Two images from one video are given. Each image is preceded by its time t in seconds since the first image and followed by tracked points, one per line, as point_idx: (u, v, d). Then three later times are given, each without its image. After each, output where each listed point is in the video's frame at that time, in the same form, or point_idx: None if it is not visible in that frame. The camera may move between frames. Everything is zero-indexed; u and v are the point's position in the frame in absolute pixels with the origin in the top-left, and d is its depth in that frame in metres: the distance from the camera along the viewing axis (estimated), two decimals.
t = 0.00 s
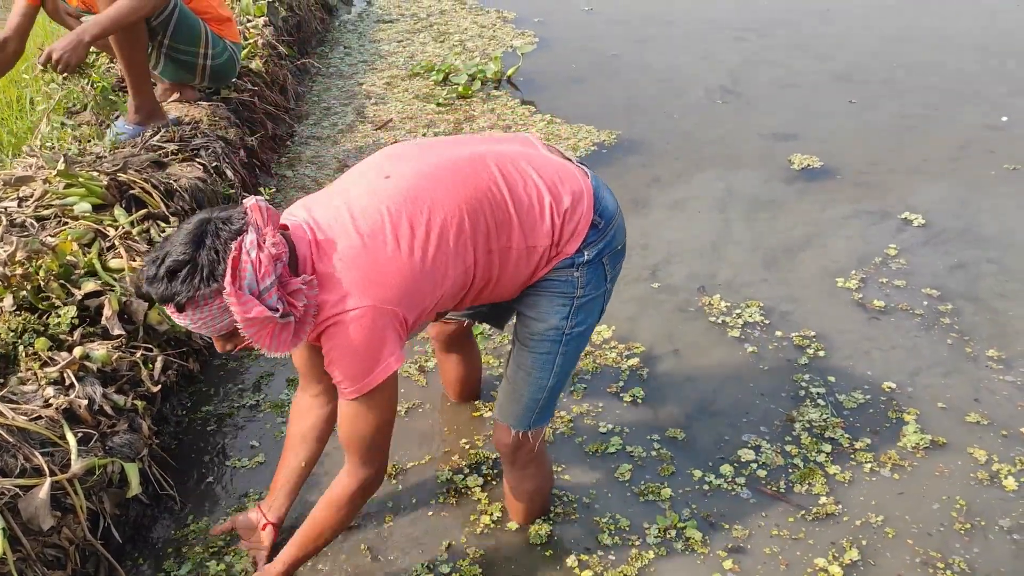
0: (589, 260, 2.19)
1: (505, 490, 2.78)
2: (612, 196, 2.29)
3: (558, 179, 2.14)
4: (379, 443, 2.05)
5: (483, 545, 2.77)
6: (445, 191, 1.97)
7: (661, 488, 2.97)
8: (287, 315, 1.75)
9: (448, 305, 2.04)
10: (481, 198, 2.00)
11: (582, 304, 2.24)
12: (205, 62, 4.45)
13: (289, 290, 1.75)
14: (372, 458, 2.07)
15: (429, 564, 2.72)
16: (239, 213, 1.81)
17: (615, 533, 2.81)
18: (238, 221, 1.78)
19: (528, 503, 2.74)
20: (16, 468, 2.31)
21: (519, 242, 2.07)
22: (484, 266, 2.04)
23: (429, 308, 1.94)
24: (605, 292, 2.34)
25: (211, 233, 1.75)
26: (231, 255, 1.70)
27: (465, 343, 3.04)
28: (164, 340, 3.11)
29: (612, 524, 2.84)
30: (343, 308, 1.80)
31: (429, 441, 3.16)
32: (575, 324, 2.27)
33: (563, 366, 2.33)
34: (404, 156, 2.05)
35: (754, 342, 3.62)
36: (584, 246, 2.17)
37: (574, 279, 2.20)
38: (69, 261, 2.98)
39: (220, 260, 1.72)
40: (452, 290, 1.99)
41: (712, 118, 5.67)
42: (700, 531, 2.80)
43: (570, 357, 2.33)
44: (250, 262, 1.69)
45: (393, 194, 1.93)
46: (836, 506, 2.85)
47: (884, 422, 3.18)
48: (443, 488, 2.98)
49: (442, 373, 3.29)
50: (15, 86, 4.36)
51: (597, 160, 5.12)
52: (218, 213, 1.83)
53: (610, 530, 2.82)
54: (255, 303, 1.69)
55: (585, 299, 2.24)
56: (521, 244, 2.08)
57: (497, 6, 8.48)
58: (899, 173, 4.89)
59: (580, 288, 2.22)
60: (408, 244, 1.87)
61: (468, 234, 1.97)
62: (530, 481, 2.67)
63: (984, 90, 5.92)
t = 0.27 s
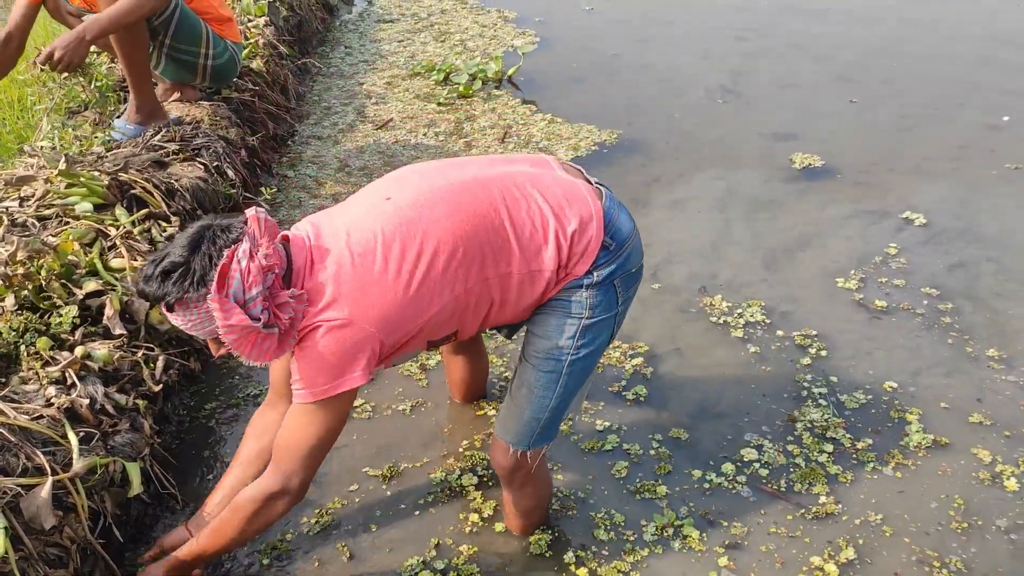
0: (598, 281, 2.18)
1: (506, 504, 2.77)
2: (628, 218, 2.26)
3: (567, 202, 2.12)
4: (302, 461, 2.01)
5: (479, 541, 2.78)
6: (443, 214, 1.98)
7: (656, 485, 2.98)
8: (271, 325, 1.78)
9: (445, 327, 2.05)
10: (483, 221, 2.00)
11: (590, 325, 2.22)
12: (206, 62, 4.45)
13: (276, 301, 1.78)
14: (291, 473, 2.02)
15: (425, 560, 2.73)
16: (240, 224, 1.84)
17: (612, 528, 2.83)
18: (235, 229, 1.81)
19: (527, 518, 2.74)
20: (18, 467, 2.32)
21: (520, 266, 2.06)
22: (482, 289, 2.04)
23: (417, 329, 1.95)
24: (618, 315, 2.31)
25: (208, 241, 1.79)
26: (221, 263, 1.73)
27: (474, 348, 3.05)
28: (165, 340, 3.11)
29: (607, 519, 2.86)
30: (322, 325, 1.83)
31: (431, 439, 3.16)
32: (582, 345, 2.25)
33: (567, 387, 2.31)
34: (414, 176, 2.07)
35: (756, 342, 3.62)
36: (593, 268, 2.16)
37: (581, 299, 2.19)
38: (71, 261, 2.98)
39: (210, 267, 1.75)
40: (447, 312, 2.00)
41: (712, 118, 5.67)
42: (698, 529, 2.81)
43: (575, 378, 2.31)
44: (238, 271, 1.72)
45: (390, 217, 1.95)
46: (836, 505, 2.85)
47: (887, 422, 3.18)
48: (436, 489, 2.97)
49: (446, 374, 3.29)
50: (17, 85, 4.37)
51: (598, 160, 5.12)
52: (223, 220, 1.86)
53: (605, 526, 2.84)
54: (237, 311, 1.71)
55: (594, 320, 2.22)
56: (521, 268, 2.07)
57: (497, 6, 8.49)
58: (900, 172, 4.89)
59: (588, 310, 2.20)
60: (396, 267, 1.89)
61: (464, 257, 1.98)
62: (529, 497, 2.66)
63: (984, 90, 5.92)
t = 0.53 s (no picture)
0: (601, 285, 2.18)
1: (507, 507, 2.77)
2: (633, 223, 2.26)
3: (571, 206, 2.12)
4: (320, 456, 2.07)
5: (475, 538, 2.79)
6: (446, 213, 1.98)
7: (652, 483, 2.99)
8: (265, 314, 1.80)
9: (443, 326, 2.05)
10: (484, 221, 2.02)
11: (593, 329, 2.22)
12: (208, 61, 4.45)
13: (272, 291, 1.81)
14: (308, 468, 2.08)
15: (423, 555, 2.73)
16: (243, 214, 1.86)
17: (608, 524, 2.85)
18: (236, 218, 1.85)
19: (528, 522, 2.72)
20: (21, 466, 2.32)
21: (521, 266, 2.07)
22: (481, 289, 2.05)
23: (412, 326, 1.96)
24: (622, 320, 2.31)
25: (210, 228, 1.82)
26: (219, 249, 1.76)
27: (478, 348, 3.04)
28: (168, 340, 3.12)
29: (601, 515, 2.87)
30: (316, 317, 1.85)
31: (434, 439, 3.16)
32: (584, 350, 2.25)
33: (570, 392, 2.30)
34: (420, 174, 2.09)
35: (760, 342, 3.62)
36: (596, 272, 2.16)
37: (584, 303, 2.19)
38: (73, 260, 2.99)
39: (209, 253, 1.77)
40: (444, 311, 2.01)
41: (714, 117, 5.67)
42: (696, 528, 2.82)
43: (578, 383, 2.30)
44: (236, 258, 1.75)
45: (393, 213, 1.96)
46: (837, 505, 2.85)
47: (892, 421, 3.18)
48: (431, 487, 2.97)
49: (449, 373, 3.29)
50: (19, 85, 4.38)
51: (600, 159, 5.12)
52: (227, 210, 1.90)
53: (601, 523, 2.85)
54: (231, 297, 1.74)
55: (597, 324, 2.22)
56: (522, 269, 2.07)
57: (499, 6, 8.49)
58: (901, 172, 4.89)
59: (591, 314, 2.20)
60: (394, 264, 1.90)
61: (464, 256, 1.98)
62: (531, 500, 2.65)
63: (987, 89, 5.91)
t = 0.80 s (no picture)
0: (590, 270, 2.18)
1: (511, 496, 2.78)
2: (622, 205, 2.24)
3: (565, 185, 2.13)
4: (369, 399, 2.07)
5: (471, 536, 2.79)
6: (439, 182, 1.99)
7: (646, 481, 3.00)
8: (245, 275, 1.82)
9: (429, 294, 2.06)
10: (478, 196, 2.01)
11: (583, 314, 2.23)
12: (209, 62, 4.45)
13: (255, 253, 1.82)
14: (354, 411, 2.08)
15: (424, 552, 2.73)
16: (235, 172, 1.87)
17: (604, 521, 2.85)
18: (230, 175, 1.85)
19: (534, 510, 2.73)
20: (24, 466, 2.33)
21: (512, 243, 2.07)
22: (470, 260, 2.05)
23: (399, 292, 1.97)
24: (613, 302, 2.31)
25: (197, 184, 1.83)
26: (205, 209, 1.77)
27: (481, 346, 3.04)
28: (169, 340, 3.13)
29: (594, 513, 2.88)
30: (305, 275, 1.86)
31: (437, 440, 3.15)
32: (576, 335, 2.26)
33: (564, 376, 2.33)
34: (415, 143, 2.08)
35: (764, 343, 3.61)
36: (585, 256, 2.16)
37: (573, 288, 2.19)
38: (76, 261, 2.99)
39: (194, 211, 1.80)
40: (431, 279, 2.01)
41: (716, 117, 5.67)
42: (692, 527, 2.82)
43: (572, 367, 2.32)
44: (220, 218, 1.76)
45: (387, 178, 1.97)
46: (836, 507, 2.84)
47: (898, 421, 3.18)
48: (426, 489, 2.96)
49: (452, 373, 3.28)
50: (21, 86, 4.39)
51: (602, 160, 5.12)
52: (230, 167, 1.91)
53: (596, 520, 2.85)
54: (210, 257, 1.75)
55: (587, 309, 2.23)
56: (512, 243, 2.07)
57: (500, 6, 8.49)
58: (903, 172, 4.89)
59: (580, 298, 2.21)
60: (385, 228, 1.91)
61: (455, 226, 1.99)
62: (534, 485, 2.67)
63: (989, 89, 5.91)
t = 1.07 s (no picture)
0: (582, 259, 2.20)
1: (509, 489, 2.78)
2: (615, 196, 2.28)
3: (564, 171, 2.16)
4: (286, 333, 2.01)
5: (465, 534, 2.79)
6: (441, 146, 2.01)
7: (640, 482, 3.00)
8: (232, 201, 1.85)
9: (410, 257, 2.06)
10: (477, 164, 2.04)
11: (575, 305, 2.25)
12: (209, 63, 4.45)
13: (245, 181, 1.84)
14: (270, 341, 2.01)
15: (424, 550, 2.73)
16: (238, 94, 1.89)
17: (599, 519, 2.86)
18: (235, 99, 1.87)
19: (531, 501, 2.73)
20: (23, 469, 2.33)
21: (504, 217, 2.08)
22: (459, 229, 2.06)
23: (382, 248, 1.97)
24: (604, 295, 2.33)
25: (199, 102, 1.87)
26: (203, 126, 1.80)
27: (483, 344, 3.04)
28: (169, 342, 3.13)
29: (589, 513, 2.88)
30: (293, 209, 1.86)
31: (434, 440, 3.14)
32: (569, 326, 2.27)
33: (558, 368, 2.33)
34: (422, 106, 2.10)
35: (766, 346, 3.61)
36: (577, 243, 2.18)
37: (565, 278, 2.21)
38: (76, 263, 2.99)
39: (190, 127, 1.84)
40: (416, 242, 2.02)
41: (716, 117, 5.67)
42: (688, 527, 2.82)
43: (566, 360, 2.33)
44: (217, 138, 1.79)
45: (391, 134, 1.98)
46: (833, 511, 2.84)
47: (899, 422, 3.18)
48: (418, 491, 2.94)
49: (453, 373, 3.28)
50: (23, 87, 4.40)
51: (602, 160, 5.12)
52: (236, 89, 1.92)
53: (590, 519, 2.86)
54: (201, 175, 1.79)
55: (579, 299, 2.25)
56: (504, 216, 2.08)
57: (501, 7, 8.50)
58: (902, 172, 4.89)
59: (572, 288, 2.23)
60: (382, 179, 1.92)
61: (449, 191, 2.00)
62: (530, 475, 2.67)
63: (989, 89, 5.90)
